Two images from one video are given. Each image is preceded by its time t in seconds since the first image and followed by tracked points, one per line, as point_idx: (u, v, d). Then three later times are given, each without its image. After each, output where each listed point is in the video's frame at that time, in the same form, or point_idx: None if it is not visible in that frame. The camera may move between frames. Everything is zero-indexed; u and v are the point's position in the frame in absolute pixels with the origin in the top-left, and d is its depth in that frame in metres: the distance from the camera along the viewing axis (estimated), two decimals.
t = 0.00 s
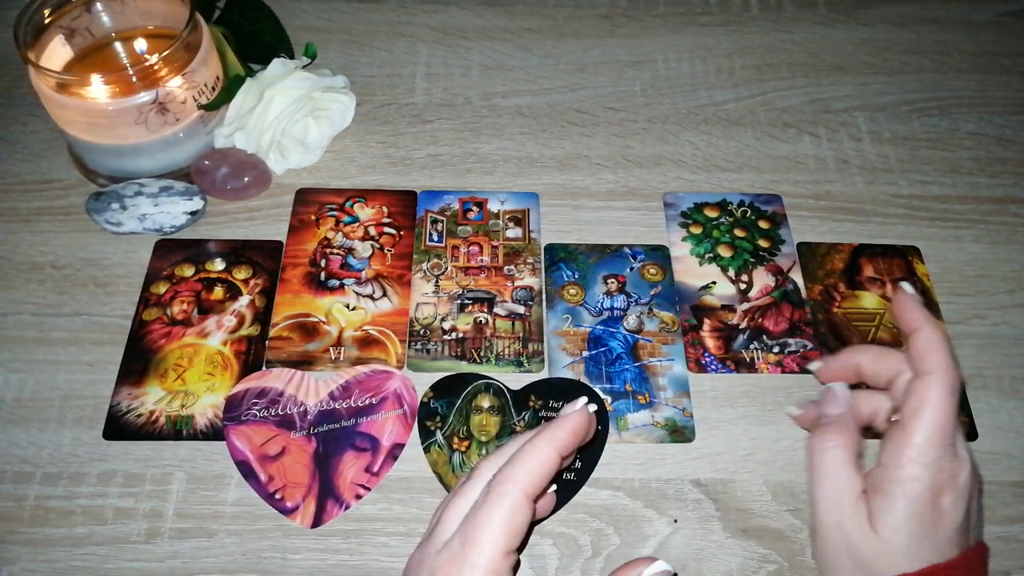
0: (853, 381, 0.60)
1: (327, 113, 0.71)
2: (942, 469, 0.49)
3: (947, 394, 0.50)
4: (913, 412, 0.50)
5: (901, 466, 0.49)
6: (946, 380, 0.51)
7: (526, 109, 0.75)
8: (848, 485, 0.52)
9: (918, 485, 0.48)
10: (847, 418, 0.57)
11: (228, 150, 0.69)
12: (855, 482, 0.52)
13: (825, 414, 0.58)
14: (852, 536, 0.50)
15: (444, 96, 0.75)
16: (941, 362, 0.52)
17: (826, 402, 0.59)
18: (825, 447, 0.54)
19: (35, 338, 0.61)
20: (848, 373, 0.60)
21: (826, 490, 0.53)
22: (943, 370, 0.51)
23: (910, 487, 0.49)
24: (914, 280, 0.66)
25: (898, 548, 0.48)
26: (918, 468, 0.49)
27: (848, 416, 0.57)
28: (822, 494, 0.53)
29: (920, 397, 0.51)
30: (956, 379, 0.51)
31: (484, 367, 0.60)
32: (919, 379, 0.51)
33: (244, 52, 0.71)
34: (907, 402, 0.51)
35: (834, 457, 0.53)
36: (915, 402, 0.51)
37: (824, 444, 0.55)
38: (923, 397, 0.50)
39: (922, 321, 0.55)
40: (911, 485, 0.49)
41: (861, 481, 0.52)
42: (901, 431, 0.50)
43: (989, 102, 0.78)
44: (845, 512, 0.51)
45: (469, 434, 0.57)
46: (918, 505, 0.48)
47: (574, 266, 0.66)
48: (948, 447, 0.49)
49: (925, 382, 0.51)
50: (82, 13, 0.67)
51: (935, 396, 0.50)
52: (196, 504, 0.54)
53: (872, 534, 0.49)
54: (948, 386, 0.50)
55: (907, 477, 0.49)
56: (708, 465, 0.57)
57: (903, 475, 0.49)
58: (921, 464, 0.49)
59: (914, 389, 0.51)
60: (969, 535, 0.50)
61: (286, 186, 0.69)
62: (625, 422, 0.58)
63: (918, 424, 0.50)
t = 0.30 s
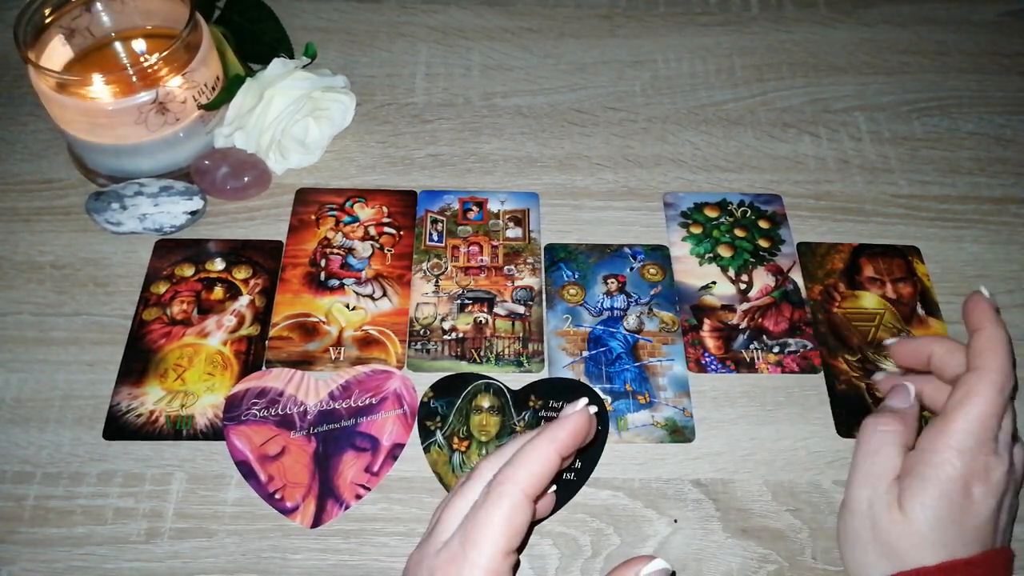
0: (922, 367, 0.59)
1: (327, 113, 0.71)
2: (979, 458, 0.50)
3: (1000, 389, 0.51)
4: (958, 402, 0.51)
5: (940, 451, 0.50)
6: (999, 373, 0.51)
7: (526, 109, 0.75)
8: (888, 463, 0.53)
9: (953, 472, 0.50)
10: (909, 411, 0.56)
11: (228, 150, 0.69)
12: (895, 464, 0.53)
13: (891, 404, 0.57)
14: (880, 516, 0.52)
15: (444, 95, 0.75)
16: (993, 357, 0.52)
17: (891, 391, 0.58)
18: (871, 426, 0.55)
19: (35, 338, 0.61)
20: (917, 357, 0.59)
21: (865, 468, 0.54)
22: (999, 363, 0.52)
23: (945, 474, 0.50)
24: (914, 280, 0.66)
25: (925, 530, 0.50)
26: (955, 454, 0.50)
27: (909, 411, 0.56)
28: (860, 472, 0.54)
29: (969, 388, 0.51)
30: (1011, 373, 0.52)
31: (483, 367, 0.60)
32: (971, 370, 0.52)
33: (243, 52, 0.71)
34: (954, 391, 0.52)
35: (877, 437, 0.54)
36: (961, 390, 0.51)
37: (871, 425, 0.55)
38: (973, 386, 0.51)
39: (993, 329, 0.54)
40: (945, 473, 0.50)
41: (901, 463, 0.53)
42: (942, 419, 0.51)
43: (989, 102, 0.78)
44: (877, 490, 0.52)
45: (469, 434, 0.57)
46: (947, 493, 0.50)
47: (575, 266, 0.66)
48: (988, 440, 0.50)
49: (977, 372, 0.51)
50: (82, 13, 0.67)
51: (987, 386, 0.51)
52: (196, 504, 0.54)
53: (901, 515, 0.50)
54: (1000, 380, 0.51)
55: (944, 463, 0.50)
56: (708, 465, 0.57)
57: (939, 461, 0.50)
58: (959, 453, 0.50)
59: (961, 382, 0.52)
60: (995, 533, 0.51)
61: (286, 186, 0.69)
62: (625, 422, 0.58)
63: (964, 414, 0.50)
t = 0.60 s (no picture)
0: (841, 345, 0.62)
1: (327, 113, 0.71)
2: (915, 465, 0.54)
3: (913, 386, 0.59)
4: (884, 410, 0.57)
5: (882, 464, 0.54)
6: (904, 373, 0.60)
7: (526, 109, 0.75)
8: (838, 491, 0.55)
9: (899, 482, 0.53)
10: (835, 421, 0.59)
11: (228, 150, 0.69)
12: (845, 490, 0.55)
13: (814, 421, 0.59)
14: (847, 543, 0.52)
15: (444, 96, 0.75)
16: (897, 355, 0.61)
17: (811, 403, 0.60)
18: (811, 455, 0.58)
19: (35, 338, 0.61)
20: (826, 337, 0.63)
21: (819, 499, 0.55)
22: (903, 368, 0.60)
23: (894, 486, 0.53)
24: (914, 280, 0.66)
25: (895, 548, 0.50)
26: (894, 464, 0.54)
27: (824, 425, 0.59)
28: (815, 505, 0.55)
29: (889, 397, 0.58)
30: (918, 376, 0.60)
31: (484, 367, 0.60)
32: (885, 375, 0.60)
33: (244, 52, 0.71)
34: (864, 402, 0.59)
35: (818, 468, 0.57)
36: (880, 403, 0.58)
37: (813, 455, 0.58)
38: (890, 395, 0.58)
39: (913, 328, 0.63)
40: (894, 484, 0.53)
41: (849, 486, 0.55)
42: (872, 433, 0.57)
43: (989, 102, 0.78)
44: (839, 519, 0.54)
45: (469, 434, 0.57)
46: (901, 505, 0.52)
47: (575, 266, 0.66)
48: (915, 447, 0.56)
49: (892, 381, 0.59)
50: (82, 13, 0.67)
51: (899, 390, 0.59)
52: (196, 504, 0.54)
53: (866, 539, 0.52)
54: (908, 381, 0.59)
55: (889, 475, 0.53)
56: (708, 465, 0.57)
57: (883, 474, 0.53)
58: (898, 464, 0.54)
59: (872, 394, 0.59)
60: (956, 538, 0.53)
61: (286, 186, 0.69)
62: (625, 422, 0.58)
63: (893, 424, 0.57)
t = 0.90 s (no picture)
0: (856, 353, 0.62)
1: (327, 113, 0.71)
2: (948, 460, 0.52)
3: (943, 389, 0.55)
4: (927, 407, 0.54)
5: (911, 452, 0.52)
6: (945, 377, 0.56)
7: (526, 109, 0.75)
8: (861, 478, 0.54)
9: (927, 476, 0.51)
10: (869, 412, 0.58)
11: (228, 150, 0.68)
12: (870, 479, 0.54)
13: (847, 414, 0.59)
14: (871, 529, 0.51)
15: (444, 95, 0.75)
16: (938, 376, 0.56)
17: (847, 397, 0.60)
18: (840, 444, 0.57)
19: (35, 338, 0.61)
20: (853, 349, 0.62)
21: (844, 486, 0.54)
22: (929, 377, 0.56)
23: (922, 477, 0.51)
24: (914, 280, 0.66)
25: (914, 535, 0.49)
26: (924, 457, 0.52)
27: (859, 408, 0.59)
28: (839, 491, 0.54)
29: (917, 400, 0.55)
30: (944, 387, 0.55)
31: (483, 367, 0.60)
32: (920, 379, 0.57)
33: (243, 52, 0.71)
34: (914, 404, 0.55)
35: (846, 454, 0.56)
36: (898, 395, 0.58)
37: (844, 445, 0.57)
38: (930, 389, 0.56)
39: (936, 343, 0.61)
40: (920, 475, 0.51)
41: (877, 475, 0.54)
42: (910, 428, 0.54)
43: (989, 103, 0.78)
44: (863, 505, 0.53)
45: (469, 433, 0.57)
46: (928, 498, 0.50)
47: (575, 266, 0.66)
48: (952, 443, 0.53)
49: (926, 386, 0.56)
50: (82, 13, 0.67)
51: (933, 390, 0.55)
52: (196, 504, 0.54)
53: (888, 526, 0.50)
54: (947, 387, 0.56)
55: (916, 464, 0.52)
56: (708, 465, 0.57)
57: (913, 466, 0.51)
58: (931, 455, 0.52)
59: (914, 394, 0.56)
60: (977, 539, 0.51)
61: (286, 186, 0.69)
62: (625, 422, 0.58)
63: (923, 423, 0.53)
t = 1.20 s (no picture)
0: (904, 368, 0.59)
1: (327, 113, 0.71)
2: (986, 455, 0.51)
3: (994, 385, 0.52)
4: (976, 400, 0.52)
5: (952, 446, 0.51)
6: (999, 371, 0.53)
7: (526, 109, 0.75)
8: (895, 460, 0.53)
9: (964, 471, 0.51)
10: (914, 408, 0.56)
11: (228, 151, 0.69)
12: (903, 465, 0.53)
13: (892, 402, 0.56)
14: (898, 517, 0.51)
15: (444, 96, 0.75)
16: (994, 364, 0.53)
17: (891, 392, 0.58)
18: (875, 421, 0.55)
19: (35, 338, 0.61)
20: (905, 361, 0.59)
21: (876, 469, 0.53)
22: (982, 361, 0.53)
23: (960, 472, 0.51)
24: (914, 280, 0.66)
25: (943, 528, 0.50)
26: (962, 451, 0.51)
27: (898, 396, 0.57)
28: (870, 473, 0.53)
29: (965, 387, 0.52)
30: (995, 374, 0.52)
31: (483, 367, 0.60)
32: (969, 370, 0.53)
33: (243, 52, 0.71)
34: (960, 391, 0.53)
35: (881, 432, 0.54)
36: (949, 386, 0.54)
37: (881, 425, 0.54)
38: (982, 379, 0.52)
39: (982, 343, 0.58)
40: (958, 472, 0.51)
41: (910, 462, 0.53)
42: (952, 418, 0.52)
43: (989, 102, 0.78)
44: (892, 490, 0.52)
45: (469, 433, 0.57)
46: (962, 494, 0.50)
47: (575, 266, 0.66)
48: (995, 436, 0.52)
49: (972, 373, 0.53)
50: (82, 13, 0.67)
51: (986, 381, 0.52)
52: (196, 504, 0.54)
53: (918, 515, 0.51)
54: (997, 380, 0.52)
55: (956, 458, 0.51)
56: (708, 465, 0.57)
57: (951, 461, 0.51)
58: (970, 450, 0.51)
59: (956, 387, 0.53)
60: (1000, 530, 0.53)
61: (286, 186, 0.69)
62: (625, 422, 0.58)
63: (968, 417, 0.52)
